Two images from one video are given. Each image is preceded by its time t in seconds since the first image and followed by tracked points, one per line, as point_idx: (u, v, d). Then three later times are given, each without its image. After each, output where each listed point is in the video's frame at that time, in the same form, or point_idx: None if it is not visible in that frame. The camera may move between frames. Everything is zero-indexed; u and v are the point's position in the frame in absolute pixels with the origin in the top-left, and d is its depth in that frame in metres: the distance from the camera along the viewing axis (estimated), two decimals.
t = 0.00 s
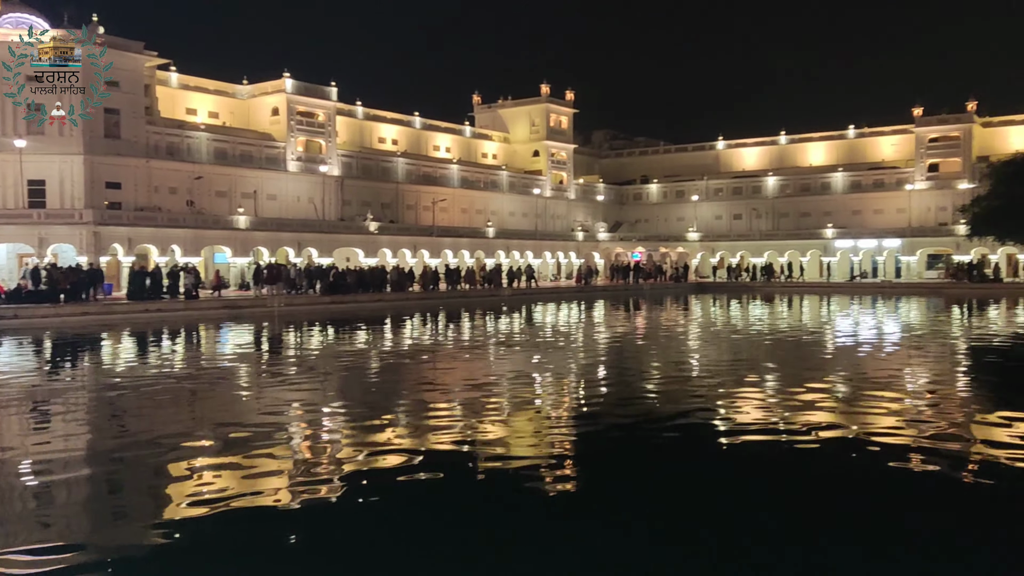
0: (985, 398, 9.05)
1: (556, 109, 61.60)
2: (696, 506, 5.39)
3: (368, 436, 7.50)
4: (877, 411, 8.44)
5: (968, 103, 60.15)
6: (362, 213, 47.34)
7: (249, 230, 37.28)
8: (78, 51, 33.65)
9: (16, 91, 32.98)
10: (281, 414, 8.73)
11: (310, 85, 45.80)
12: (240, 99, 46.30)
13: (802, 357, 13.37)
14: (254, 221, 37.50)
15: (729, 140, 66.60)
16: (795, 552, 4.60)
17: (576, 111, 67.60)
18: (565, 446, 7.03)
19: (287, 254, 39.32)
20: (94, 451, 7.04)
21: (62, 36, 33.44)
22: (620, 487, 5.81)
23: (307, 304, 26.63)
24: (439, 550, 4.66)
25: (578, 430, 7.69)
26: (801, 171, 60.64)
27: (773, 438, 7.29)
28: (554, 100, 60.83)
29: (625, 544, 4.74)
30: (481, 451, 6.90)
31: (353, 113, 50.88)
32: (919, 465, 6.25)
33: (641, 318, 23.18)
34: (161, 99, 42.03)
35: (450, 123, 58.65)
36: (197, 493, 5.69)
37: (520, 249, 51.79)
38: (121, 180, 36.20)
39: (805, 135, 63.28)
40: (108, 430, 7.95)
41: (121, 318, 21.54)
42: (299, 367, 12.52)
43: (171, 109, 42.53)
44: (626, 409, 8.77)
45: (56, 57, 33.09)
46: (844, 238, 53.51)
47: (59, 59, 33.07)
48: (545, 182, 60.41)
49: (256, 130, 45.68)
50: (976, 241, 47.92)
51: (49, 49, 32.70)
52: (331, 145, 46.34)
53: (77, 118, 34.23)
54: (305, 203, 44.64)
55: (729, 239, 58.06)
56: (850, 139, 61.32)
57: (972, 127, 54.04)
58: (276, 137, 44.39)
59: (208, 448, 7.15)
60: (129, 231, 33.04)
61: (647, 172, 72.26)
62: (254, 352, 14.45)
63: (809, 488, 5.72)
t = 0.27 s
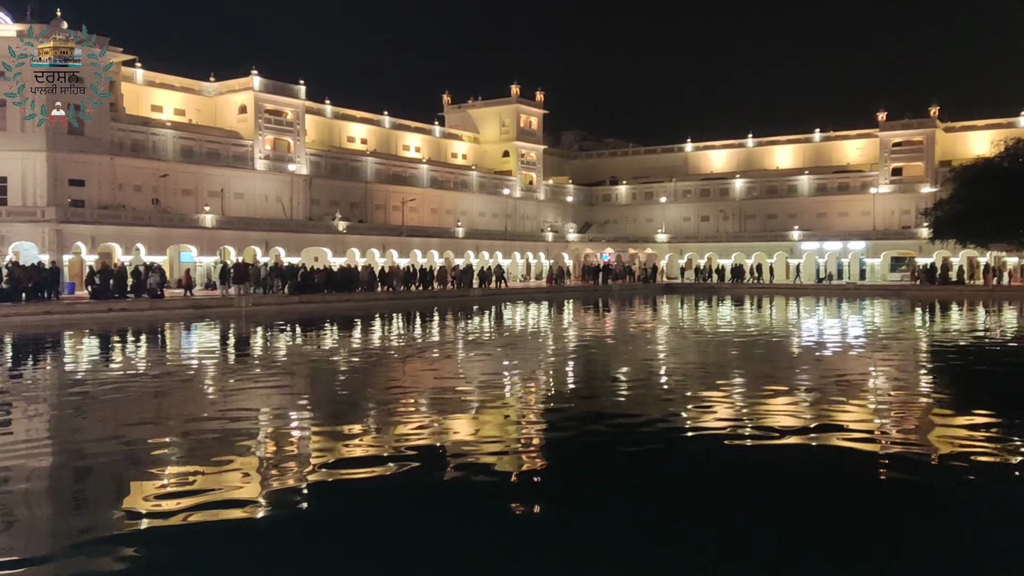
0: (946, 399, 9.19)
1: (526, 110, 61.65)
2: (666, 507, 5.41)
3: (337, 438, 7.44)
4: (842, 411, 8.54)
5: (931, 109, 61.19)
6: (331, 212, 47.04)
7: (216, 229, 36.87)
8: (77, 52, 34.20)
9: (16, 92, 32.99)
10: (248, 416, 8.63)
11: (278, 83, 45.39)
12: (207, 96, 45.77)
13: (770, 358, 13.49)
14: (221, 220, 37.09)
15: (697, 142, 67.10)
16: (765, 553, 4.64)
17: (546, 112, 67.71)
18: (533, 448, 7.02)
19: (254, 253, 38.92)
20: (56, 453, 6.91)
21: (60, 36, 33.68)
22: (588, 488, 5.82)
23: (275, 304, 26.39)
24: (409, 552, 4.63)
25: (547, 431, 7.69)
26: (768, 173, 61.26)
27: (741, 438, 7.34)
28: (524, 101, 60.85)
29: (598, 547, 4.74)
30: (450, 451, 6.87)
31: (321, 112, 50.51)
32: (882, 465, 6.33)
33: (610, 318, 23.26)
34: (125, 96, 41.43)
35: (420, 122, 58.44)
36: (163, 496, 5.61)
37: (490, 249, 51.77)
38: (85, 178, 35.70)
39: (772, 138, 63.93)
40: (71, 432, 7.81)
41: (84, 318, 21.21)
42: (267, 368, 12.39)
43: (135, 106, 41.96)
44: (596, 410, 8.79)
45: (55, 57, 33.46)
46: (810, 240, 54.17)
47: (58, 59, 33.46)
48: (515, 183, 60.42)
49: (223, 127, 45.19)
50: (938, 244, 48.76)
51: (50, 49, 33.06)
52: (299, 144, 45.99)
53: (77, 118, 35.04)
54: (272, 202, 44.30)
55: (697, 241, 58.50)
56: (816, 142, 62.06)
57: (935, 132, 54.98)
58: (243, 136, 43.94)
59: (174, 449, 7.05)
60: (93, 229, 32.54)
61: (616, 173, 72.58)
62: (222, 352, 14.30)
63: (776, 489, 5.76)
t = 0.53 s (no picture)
0: (911, 399, 9.39)
1: (500, 111, 61.67)
2: (636, 507, 5.48)
3: (311, 438, 7.46)
4: (810, 412, 8.69)
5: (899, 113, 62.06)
6: (303, 212, 46.82)
7: (186, 229, 36.49)
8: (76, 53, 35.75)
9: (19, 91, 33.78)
10: (218, 416, 8.60)
11: (250, 82, 45.02)
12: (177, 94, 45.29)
13: (740, 359, 13.64)
14: (192, 219, 36.72)
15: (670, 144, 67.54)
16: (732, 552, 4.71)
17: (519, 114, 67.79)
18: (507, 448, 7.07)
19: (225, 253, 38.56)
20: (24, 455, 6.86)
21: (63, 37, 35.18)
22: (560, 488, 5.88)
23: (246, 305, 26.16)
24: (380, 556, 4.65)
25: (520, 431, 7.76)
26: (740, 176, 61.80)
27: (711, 438, 7.45)
28: (497, 102, 60.86)
29: (567, 548, 4.80)
30: (424, 451, 6.92)
31: (294, 111, 50.19)
32: (849, 465, 6.45)
33: (583, 319, 23.33)
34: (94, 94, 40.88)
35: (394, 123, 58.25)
36: (134, 497, 5.60)
37: (463, 250, 51.75)
38: (52, 176, 35.27)
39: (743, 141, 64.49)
40: (38, 433, 7.74)
41: (51, 318, 20.91)
42: (238, 368, 12.32)
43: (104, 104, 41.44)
44: (569, 410, 8.88)
45: (56, 57, 34.87)
46: (780, 243, 54.74)
47: (58, 59, 34.93)
48: (489, 184, 60.40)
49: (193, 126, 44.75)
50: (906, 247, 49.46)
51: (50, 49, 34.36)
52: (271, 143, 45.71)
53: (76, 117, 36.26)
54: (244, 202, 44.05)
55: (670, 243, 58.84)
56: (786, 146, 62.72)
57: (903, 136, 55.79)
58: (214, 134, 43.52)
59: (144, 450, 7.02)
60: (60, 227, 32.09)
61: (589, 175, 72.81)
62: (191, 353, 14.19)
63: (748, 487, 5.85)
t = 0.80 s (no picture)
0: (881, 399, 9.49)
1: (476, 111, 61.60)
2: (606, 509, 5.49)
3: (283, 439, 7.44)
4: (783, 411, 8.77)
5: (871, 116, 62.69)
6: (277, 212, 46.53)
7: (157, 228, 36.11)
8: (74, 52, 36.69)
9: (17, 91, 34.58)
10: (191, 418, 8.49)
11: (223, 80, 44.62)
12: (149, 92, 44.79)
13: (714, 360, 13.73)
14: (163, 218, 36.32)
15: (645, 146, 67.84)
16: (701, 553, 4.73)
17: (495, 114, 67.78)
18: (481, 449, 7.06)
19: (197, 252, 38.22)
20: None
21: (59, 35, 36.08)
22: (532, 490, 5.88)
23: (218, 305, 25.92)
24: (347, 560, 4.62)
25: (494, 432, 7.77)
26: (714, 178, 62.18)
27: (684, 438, 7.49)
28: (473, 102, 60.82)
29: (537, 550, 4.80)
30: (397, 452, 6.90)
31: (268, 110, 49.80)
32: (820, 464, 6.50)
33: (558, 320, 23.37)
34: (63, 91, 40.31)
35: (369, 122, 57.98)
36: (105, 501, 5.50)
37: (438, 251, 51.65)
38: (22, 174, 34.94)
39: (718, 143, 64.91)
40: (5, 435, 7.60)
41: (19, 317, 20.61)
42: (211, 368, 12.21)
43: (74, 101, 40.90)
44: (543, 411, 8.91)
45: (55, 56, 35.80)
46: (754, 244, 55.14)
47: (58, 58, 35.83)
48: (465, 184, 60.30)
49: (165, 124, 44.25)
50: (877, 249, 49.99)
51: (49, 49, 35.23)
52: (245, 142, 45.30)
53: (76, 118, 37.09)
54: (217, 200, 43.73)
55: (645, 244, 59.13)
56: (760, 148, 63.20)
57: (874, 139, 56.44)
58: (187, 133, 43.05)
59: (114, 453, 6.90)
60: (29, 226, 31.64)
61: (565, 176, 72.94)
62: (163, 353, 14.05)
63: (719, 488, 5.88)
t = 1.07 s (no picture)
0: (859, 399, 9.55)
1: (455, 111, 61.51)
2: (588, 508, 5.47)
3: (262, 439, 7.40)
4: (762, 411, 8.80)
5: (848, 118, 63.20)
6: (255, 211, 46.24)
7: (134, 228, 35.75)
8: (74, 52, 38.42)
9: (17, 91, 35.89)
10: (164, 419, 8.37)
11: (201, 79, 44.26)
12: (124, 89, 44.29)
13: (693, 360, 13.76)
14: (139, 217, 35.96)
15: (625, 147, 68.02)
16: (684, 552, 4.72)
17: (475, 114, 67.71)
18: (461, 449, 7.03)
19: (174, 252, 37.92)
20: None
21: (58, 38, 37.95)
22: (515, 490, 5.85)
23: (195, 305, 25.70)
24: (328, 560, 4.58)
25: (474, 431, 7.75)
26: (693, 179, 62.46)
27: (664, 438, 7.50)
28: (453, 102, 60.73)
29: (520, 550, 4.77)
30: (378, 453, 6.86)
31: (245, 109, 49.43)
32: (800, 464, 6.51)
33: (538, 320, 23.41)
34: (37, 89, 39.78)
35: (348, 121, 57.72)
36: (78, 504, 5.40)
37: (418, 251, 51.50)
38: None
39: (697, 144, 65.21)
40: None
41: None
42: (184, 369, 12.11)
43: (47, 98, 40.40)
44: (523, 411, 8.90)
45: (55, 57, 37.60)
46: (733, 245, 55.44)
47: (59, 58, 37.76)
48: (444, 184, 60.19)
49: (141, 122, 43.79)
50: (854, 250, 50.33)
51: (50, 49, 37.21)
52: (222, 140, 44.90)
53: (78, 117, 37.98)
54: (194, 199, 43.44)
55: (625, 244, 59.28)
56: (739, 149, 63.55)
57: (851, 141, 56.92)
58: (163, 131, 42.63)
59: (85, 454, 6.79)
60: (2, 225, 31.21)
61: (545, 176, 72.98)
62: (137, 354, 13.90)
63: (701, 488, 5.87)
